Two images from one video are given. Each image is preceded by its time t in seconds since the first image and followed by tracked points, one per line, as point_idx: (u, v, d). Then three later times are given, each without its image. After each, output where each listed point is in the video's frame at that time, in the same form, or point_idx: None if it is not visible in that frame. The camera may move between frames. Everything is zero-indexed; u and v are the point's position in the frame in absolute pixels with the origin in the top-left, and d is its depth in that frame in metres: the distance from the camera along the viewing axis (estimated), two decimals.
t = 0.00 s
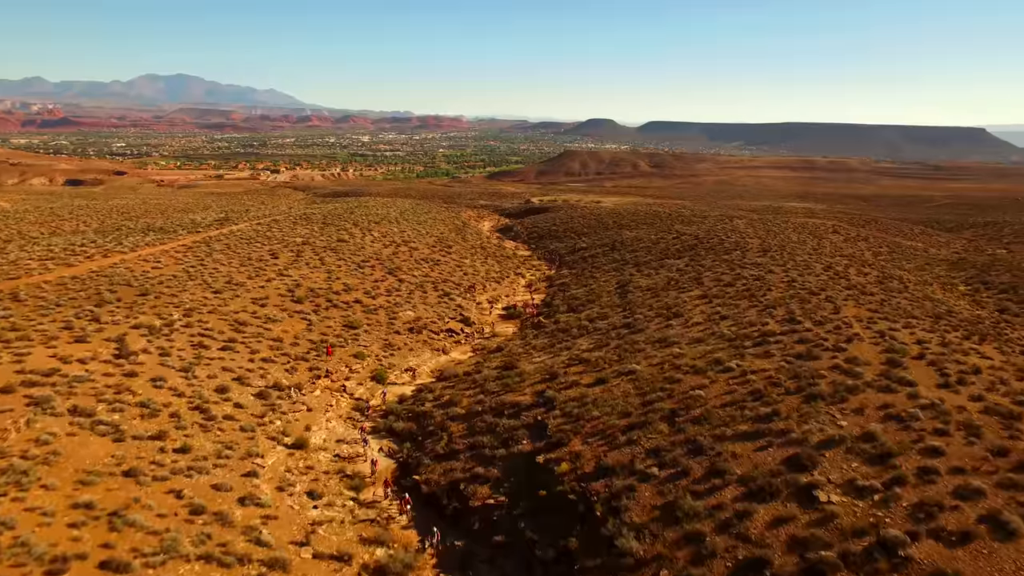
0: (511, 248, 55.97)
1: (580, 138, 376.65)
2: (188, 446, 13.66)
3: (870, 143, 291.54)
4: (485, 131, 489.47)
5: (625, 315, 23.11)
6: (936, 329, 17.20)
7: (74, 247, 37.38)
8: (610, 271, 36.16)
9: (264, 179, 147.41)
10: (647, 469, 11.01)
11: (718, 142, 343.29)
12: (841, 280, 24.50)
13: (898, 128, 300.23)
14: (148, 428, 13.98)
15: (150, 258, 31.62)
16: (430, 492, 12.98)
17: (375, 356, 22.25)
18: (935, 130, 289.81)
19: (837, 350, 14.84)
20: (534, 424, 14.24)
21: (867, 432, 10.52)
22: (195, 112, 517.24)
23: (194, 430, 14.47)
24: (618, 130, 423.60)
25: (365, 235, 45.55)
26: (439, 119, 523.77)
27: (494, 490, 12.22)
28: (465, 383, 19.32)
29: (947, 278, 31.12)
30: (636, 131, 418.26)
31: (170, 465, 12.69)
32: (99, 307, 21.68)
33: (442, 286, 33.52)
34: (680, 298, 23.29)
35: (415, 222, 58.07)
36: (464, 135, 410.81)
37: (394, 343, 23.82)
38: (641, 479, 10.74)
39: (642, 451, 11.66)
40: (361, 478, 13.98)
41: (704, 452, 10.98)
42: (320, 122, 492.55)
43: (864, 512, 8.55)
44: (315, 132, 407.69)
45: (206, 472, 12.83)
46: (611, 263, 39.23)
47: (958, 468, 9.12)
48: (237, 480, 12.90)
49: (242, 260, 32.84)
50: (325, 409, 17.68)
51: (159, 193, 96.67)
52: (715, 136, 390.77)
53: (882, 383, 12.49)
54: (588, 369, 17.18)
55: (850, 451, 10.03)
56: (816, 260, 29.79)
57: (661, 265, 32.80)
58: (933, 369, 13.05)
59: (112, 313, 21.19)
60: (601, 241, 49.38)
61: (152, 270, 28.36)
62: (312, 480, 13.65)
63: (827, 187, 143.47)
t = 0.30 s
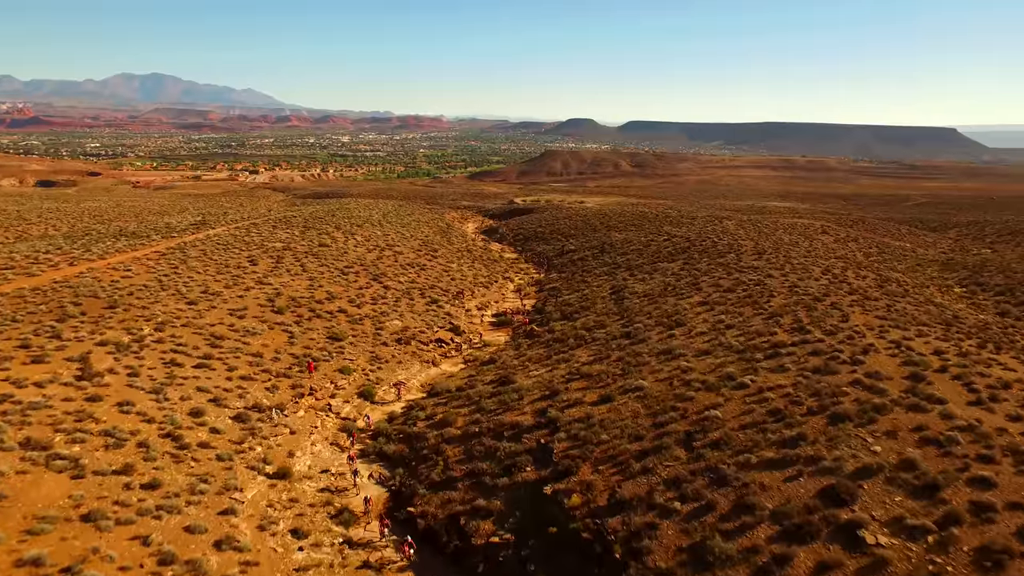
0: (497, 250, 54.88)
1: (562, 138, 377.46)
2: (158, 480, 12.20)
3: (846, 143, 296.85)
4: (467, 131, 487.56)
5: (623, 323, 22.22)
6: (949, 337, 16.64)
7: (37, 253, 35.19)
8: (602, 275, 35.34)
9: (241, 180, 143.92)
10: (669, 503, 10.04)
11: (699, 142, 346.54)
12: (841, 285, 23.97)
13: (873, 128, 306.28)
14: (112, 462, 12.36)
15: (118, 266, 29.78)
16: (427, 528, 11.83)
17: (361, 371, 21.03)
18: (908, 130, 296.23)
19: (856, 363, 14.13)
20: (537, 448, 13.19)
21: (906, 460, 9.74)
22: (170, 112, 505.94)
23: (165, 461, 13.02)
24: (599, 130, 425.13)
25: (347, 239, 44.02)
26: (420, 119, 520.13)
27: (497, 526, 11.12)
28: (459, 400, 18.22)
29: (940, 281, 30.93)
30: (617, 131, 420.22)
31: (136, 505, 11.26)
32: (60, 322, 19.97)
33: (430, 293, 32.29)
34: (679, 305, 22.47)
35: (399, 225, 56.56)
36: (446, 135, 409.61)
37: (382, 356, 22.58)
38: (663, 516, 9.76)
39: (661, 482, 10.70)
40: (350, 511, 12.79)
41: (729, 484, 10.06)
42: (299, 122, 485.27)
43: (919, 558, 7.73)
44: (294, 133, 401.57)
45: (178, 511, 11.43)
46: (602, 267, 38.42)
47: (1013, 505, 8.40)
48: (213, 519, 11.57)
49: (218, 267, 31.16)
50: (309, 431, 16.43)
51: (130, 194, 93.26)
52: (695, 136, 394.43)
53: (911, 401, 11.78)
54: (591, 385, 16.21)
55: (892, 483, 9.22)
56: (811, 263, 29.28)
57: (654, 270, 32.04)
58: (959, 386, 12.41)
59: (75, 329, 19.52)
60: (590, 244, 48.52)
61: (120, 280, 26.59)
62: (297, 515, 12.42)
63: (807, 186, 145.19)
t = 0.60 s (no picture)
0: (492, 253, 53.72)
1: (553, 138, 376.47)
2: (130, 520, 11.00)
3: (835, 143, 298.88)
4: (457, 131, 485.21)
5: (630, 332, 21.24)
6: (978, 347, 15.79)
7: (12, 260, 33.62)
8: (601, 280, 34.35)
9: (229, 181, 141.41)
10: (704, 546, 8.98)
11: (689, 142, 347.40)
12: (854, 290, 23.14)
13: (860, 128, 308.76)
14: (78, 499, 11.18)
15: (96, 274, 28.30)
16: (432, 568, 10.71)
17: (355, 386, 19.87)
18: (895, 129, 298.78)
19: (889, 378, 13.19)
20: (550, 477, 12.12)
21: (968, 495, 8.75)
22: (156, 112, 499.82)
23: (139, 496, 11.80)
24: (590, 130, 425.07)
25: (339, 243, 42.70)
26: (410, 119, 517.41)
27: (510, 568, 10.01)
28: (460, 418, 17.10)
29: (949, 284, 30.24)
30: (607, 131, 420.58)
31: (104, 551, 10.05)
32: (30, 337, 18.61)
33: (425, 299, 31.07)
34: (689, 313, 21.51)
35: (391, 227, 55.16)
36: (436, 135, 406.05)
37: (377, 369, 21.40)
38: (699, 562, 8.70)
39: (692, 519, 9.65)
40: (345, 549, 11.64)
41: (770, 523, 9.04)
42: (287, 122, 480.42)
43: None
44: (283, 133, 397.31)
45: (152, 556, 10.25)
46: (601, 270, 37.48)
47: None
48: (192, 565, 10.38)
49: (203, 274, 29.79)
50: (299, 456, 15.23)
51: (113, 196, 90.94)
52: (685, 136, 395.80)
53: (959, 422, 10.82)
54: (602, 403, 15.16)
55: (957, 524, 8.22)
56: (819, 267, 28.49)
57: (657, 274, 31.10)
58: (1007, 406, 11.48)
59: (45, 344, 18.16)
60: (587, 246, 47.51)
61: (97, 289, 25.14)
62: (287, 556, 11.25)
63: (798, 186, 145.32)
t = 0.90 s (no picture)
0: (476, 256, 52.46)
1: (531, 138, 377.14)
2: None
3: (810, 142, 304.15)
4: (437, 132, 482.15)
5: (627, 341, 20.27)
6: (994, 355, 15.17)
7: None
8: (591, 284, 33.43)
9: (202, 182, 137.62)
10: None
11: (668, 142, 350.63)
12: (853, 295, 22.55)
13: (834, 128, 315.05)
14: (15, 554, 9.71)
15: (53, 283, 26.30)
16: None
17: (337, 404, 18.52)
18: (867, 129, 305.29)
19: (913, 392, 12.40)
20: (555, 511, 10.99)
21: None
22: (125, 111, 486.25)
23: (90, 547, 10.36)
24: (570, 130, 426.45)
25: (317, 247, 41.03)
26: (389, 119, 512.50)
27: None
28: (450, 439, 15.86)
29: (940, 285, 30.01)
30: (587, 131, 422.01)
31: None
32: None
33: (408, 307, 29.69)
34: (688, 320, 20.63)
35: (371, 229, 53.48)
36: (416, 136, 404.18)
37: (360, 385, 20.05)
38: None
39: (721, 563, 8.59)
40: None
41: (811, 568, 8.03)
42: (264, 123, 471.95)
43: None
44: (259, 134, 390.18)
45: None
46: (590, 273, 36.58)
47: None
48: None
49: (170, 283, 27.97)
50: (276, 487, 13.86)
51: (77, 198, 87.17)
52: (664, 136, 399.05)
53: (999, 444, 10.00)
54: (606, 422, 14.10)
55: None
56: (813, 270, 27.96)
57: (649, 278, 30.26)
58: None
59: None
60: (573, 248, 46.55)
61: (54, 301, 23.23)
62: None
63: (776, 185, 146.88)
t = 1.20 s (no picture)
0: (450, 259, 51.00)
1: (501, 138, 376.28)
2: None
3: (774, 143, 311.69)
4: (407, 132, 477.21)
5: (618, 351, 19.28)
6: (999, 362, 14.75)
7: None
8: (572, 288, 32.46)
9: (161, 184, 131.91)
10: None
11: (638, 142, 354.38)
12: (843, 298, 22.11)
13: (797, 129, 323.56)
14: None
15: None
16: None
17: (308, 426, 16.96)
18: (829, 130, 314.51)
19: (931, 406, 11.73)
20: (556, 554, 9.79)
21: None
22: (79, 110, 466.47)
23: None
24: (541, 130, 427.28)
25: (283, 252, 38.97)
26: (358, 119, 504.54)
27: None
28: (435, 464, 14.53)
29: (918, 285, 30.10)
30: (557, 131, 423.63)
31: None
32: None
33: (383, 315, 28.15)
34: (679, 328, 19.77)
35: (340, 233, 51.38)
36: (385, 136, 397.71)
37: (333, 404, 18.52)
38: None
39: None
40: None
41: None
42: (227, 122, 458.34)
43: None
44: (223, 134, 378.59)
45: None
46: (569, 277, 35.63)
47: None
48: None
49: (121, 293, 25.70)
50: (240, 528, 12.30)
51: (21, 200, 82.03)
52: (633, 136, 403.41)
53: None
54: (605, 444, 13.00)
55: None
56: (797, 272, 27.59)
57: (631, 282, 29.45)
58: None
59: None
60: (550, 250, 45.58)
61: None
62: None
63: (743, 184, 149.40)
